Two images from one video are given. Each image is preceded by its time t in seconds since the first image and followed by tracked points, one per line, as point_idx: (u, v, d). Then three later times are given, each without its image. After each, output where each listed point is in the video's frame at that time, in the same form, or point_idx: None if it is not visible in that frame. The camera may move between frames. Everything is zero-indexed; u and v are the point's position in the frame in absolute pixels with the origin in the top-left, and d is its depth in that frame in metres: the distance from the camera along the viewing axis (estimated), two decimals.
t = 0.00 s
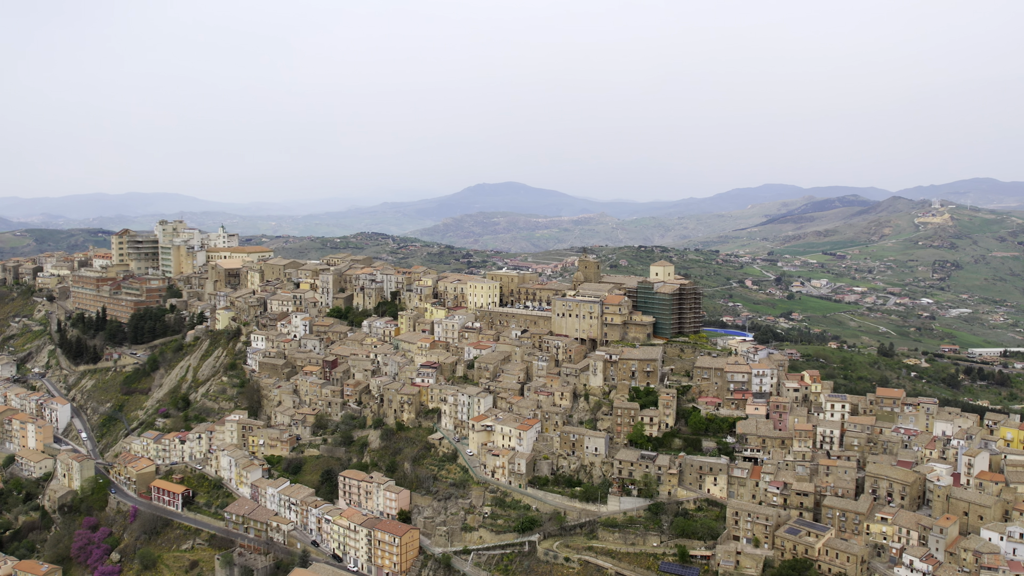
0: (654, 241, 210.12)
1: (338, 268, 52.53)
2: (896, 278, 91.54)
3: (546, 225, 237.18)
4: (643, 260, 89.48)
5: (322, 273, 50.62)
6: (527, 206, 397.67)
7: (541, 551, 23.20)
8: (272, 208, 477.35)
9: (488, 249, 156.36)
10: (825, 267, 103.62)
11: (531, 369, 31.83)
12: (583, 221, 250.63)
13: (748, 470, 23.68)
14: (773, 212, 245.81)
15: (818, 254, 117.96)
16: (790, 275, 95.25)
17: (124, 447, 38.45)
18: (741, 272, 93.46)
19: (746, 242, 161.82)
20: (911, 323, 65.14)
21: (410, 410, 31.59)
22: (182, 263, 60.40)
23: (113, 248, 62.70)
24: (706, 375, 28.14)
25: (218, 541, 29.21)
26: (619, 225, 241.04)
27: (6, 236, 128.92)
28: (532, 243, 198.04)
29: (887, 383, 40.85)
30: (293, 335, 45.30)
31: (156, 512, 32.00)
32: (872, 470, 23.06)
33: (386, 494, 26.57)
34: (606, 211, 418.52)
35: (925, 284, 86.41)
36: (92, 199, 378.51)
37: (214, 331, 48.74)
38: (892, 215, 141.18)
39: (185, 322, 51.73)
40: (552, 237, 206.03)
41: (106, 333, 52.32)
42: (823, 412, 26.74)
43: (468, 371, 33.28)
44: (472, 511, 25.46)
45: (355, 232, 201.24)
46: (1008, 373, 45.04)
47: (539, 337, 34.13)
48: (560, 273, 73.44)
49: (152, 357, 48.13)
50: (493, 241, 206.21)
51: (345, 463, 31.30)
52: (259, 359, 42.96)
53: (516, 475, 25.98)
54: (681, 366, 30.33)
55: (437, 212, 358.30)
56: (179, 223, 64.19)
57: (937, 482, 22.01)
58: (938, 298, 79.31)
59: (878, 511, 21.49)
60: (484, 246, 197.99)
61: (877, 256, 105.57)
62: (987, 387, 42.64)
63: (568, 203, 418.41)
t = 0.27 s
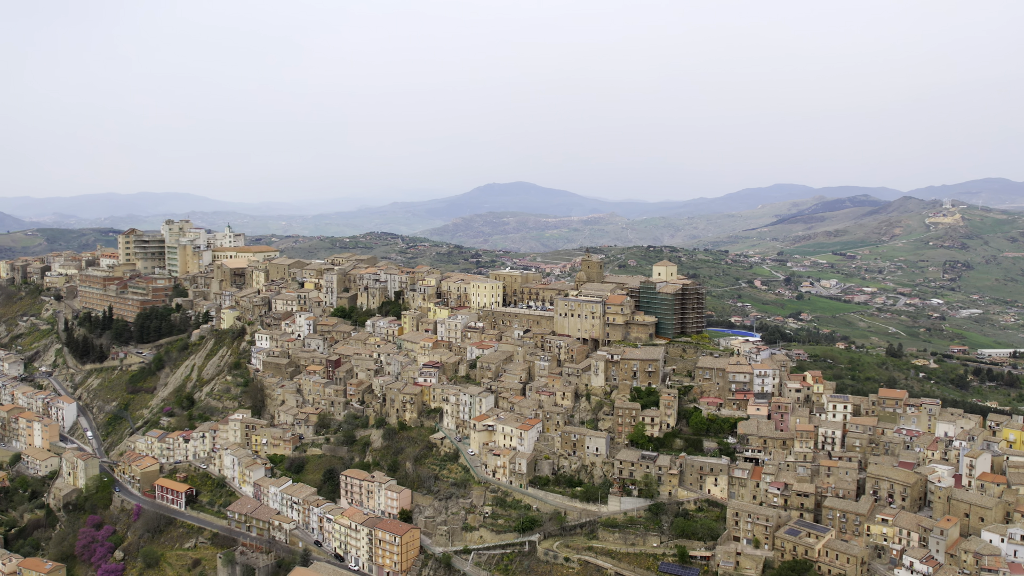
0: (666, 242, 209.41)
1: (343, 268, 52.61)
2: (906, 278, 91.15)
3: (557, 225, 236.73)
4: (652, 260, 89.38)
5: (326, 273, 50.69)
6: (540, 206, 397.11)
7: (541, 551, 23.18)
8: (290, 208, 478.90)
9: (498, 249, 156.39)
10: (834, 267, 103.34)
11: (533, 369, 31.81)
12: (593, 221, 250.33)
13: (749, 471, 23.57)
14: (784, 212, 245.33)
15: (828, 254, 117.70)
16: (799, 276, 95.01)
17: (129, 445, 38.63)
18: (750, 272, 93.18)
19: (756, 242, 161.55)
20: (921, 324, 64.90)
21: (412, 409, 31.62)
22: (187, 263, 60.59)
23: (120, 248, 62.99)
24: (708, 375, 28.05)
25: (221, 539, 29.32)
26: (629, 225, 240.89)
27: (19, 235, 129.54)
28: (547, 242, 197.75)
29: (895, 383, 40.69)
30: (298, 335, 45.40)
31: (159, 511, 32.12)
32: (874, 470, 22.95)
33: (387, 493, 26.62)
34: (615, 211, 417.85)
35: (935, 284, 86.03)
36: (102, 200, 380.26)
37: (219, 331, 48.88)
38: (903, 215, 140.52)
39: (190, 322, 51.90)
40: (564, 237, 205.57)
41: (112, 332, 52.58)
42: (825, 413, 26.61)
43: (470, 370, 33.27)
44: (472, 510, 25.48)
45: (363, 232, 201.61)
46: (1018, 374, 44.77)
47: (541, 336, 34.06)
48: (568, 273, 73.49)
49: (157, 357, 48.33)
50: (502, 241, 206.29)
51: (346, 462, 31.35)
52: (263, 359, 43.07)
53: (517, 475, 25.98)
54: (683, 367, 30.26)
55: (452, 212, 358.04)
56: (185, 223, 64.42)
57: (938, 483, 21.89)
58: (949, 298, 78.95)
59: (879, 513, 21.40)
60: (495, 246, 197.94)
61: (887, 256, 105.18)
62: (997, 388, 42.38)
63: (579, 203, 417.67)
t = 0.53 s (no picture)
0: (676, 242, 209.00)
1: (348, 268, 52.72)
2: (917, 279, 90.74)
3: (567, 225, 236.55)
4: (660, 261, 89.28)
5: (331, 273, 50.79)
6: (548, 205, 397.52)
7: (542, 551, 23.18)
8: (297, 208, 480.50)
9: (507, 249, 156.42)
10: (844, 267, 103.13)
11: (535, 369, 31.81)
12: (603, 221, 250.09)
13: (750, 471, 23.51)
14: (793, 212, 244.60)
15: (839, 254, 117.51)
16: (809, 276, 94.78)
17: (134, 444, 38.78)
18: (759, 273, 92.99)
19: (767, 242, 161.28)
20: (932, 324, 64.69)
21: (415, 409, 31.64)
22: (193, 263, 60.81)
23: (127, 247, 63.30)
24: (709, 375, 27.99)
25: (223, 538, 29.41)
26: (639, 225, 240.72)
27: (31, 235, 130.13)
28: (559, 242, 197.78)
29: (903, 384, 40.52)
30: (302, 334, 45.50)
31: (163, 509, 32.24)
32: (875, 471, 22.84)
33: (388, 492, 26.67)
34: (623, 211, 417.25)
35: (946, 285, 85.63)
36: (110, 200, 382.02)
37: (224, 330, 49.02)
38: (916, 215, 140.07)
39: (195, 321, 52.07)
40: (574, 237, 205.38)
41: (117, 331, 52.81)
42: (827, 413, 26.47)
43: (473, 370, 33.27)
44: (473, 510, 25.49)
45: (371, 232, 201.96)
46: None
47: (544, 336, 34.05)
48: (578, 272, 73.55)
49: (162, 356, 48.51)
50: (512, 241, 206.32)
51: (348, 461, 31.39)
52: (267, 358, 43.21)
53: (518, 475, 25.97)
54: (685, 367, 30.19)
55: (463, 212, 357.87)
56: (191, 223, 64.66)
57: (940, 485, 21.77)
58: (959, 299, 78.58)
59: (880, 514, 21.31)
60: (504, 246, 197.90)
61: (897, 257, 104.78)
62: (1007, 389, 42.14)
63: (587, 203, 417.09)
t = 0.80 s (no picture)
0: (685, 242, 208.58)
1: (352, 267, 52.80)
2: (927, 279, 90.28)
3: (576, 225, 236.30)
4: (669, 261, 89.16)
5: (335, 273, 50.87)
6: (556, 205, 397.29)
7: (542, 551, 23.17)
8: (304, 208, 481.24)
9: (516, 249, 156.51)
10: (854, 268, 103.05)
11: (537, 369, 31.81)
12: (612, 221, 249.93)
13: (751, 472, 23.43)
14: (803, 212, 243.66)
15: (849, 254, 117.49)
16: (818, 276, 94.52)
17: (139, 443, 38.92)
18: (768, 273, 92.73)
19: (777, 242, 161.07)
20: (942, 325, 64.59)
21: (417, 408, 31.65)
22: (199, 262, 60.98)
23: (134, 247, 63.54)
24: (710, 376, 27.93)
25: (226, 537, 29.49)
26: (649, 225, 240.60)
27: (43, 234, 130.89)
28: (567, 242, 197.41)
29: (911, 385, 40.32)
30: (306, 334, 45.57)
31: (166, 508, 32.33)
32: (876, 473, 22.74)
33: (389, 492, 26.73)
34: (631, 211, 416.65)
35: (957, 285, 85.23)
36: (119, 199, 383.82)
37: (229, 330, 49.15)
38: (927, 215, 139.59)
39: (201, 320, 52.24)
40: (583, 237, 205.16)
41: (123, 331, 53.03)
42: (829, 414, 26.37)
43: (475, 370, 33.27)
44: (473, 510, 25.53)
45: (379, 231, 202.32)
46: None
47: (546, 336, 34.04)
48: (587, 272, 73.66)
49: (168, 355, 48.69)
50: (522, 241, 206.29)
51: (350, 461, 31.45)
52: (271, 357, 43.32)
53: (519, 475, 25.98)
54: (686, 367, 30.12)
55: (471, 212, 357.95)
56: (197, 222, 64.87)
57: (940, 486, 21.67)
58: (970, 300, 78.19)
59: (880, 515, 21.24)
60: (514, 246, 197.84)
61: (907, 257, 104.35)
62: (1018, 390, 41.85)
63: (595, 203, 416.81)
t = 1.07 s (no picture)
0: (694, 242, 208.19)
1: (356, 267, 52.88)
2: (937, 279, 89.82)
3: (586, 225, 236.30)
4: (678, 261, 89.05)
5: (339, 272, 50.98)
6: (563, 205, 397.18)
7: (542, 551, 23.17)
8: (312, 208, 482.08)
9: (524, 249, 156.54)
10: (865, 268, 102.88)
11: (539, 369, 31.82)
12: (621, 221, 249.61)
13: (751, 472, 23.34)
14: (814, 212, 243.38)
15: (859, 254, 117.40)
16: (827, 277, 94.25)
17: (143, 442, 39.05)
18: (777, 273, 92.51)
19: (788, 242, 160.74)
20: (952, 326, 64.50)
21: (419, 409, 31.66)
22: (204, 262, 61.18)
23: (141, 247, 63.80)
24: (711, 377, 27.90)
25: (228, 535, 29.58)
26: (659, 225, 240.37)
27: (54, 233, 131.64)
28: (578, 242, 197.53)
29: (919, 386, 40.14)
30: (310, 334, 45.65)
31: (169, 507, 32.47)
32: (878, 473, 22.64)
33: (391, 491, 26.80)
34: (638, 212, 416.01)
35: (968, 286, 84.79)
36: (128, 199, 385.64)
37: (234, 329, 49.32)
38: (939, 215, 138.98)
39: (206, 320, 52.43)
40: (594, 237, 204.96)
41: (129, 330, 53.25)
42: (830, 415, 26.29)
43: (477, 369, 33.29)
44: (473, 510, 25.56)
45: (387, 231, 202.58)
46: None
47: (548, 336, 34.05)
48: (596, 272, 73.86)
49: (173, 355, 48.87)
50: (532, 241, 206.21)
51: (352, 460, 31.54)
52: (275, 357, 43.44)
53: (520, 474, 26.00)
54: (687, 367, 30.09)
55: (480, 212, 357.99)
56: (203, 222, 65.09)
57: (942, 487, 21.58)
58: (981, 300, 77.77)
59: (880, 516, 21.16)
60: (524, 246, 197.66)
61: (917, 257, 103.93)
62: None
63: (603, 203, 416.53)
